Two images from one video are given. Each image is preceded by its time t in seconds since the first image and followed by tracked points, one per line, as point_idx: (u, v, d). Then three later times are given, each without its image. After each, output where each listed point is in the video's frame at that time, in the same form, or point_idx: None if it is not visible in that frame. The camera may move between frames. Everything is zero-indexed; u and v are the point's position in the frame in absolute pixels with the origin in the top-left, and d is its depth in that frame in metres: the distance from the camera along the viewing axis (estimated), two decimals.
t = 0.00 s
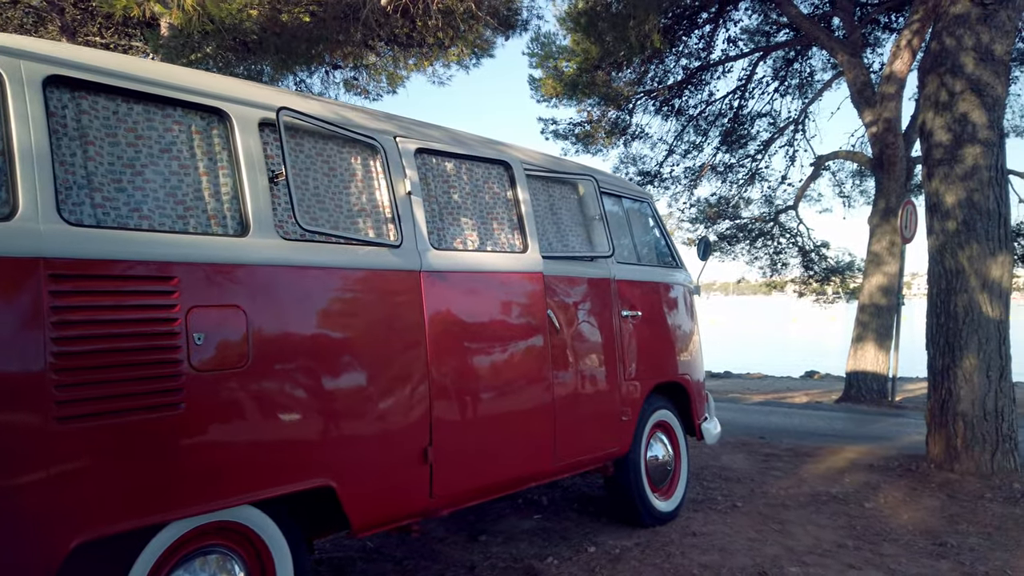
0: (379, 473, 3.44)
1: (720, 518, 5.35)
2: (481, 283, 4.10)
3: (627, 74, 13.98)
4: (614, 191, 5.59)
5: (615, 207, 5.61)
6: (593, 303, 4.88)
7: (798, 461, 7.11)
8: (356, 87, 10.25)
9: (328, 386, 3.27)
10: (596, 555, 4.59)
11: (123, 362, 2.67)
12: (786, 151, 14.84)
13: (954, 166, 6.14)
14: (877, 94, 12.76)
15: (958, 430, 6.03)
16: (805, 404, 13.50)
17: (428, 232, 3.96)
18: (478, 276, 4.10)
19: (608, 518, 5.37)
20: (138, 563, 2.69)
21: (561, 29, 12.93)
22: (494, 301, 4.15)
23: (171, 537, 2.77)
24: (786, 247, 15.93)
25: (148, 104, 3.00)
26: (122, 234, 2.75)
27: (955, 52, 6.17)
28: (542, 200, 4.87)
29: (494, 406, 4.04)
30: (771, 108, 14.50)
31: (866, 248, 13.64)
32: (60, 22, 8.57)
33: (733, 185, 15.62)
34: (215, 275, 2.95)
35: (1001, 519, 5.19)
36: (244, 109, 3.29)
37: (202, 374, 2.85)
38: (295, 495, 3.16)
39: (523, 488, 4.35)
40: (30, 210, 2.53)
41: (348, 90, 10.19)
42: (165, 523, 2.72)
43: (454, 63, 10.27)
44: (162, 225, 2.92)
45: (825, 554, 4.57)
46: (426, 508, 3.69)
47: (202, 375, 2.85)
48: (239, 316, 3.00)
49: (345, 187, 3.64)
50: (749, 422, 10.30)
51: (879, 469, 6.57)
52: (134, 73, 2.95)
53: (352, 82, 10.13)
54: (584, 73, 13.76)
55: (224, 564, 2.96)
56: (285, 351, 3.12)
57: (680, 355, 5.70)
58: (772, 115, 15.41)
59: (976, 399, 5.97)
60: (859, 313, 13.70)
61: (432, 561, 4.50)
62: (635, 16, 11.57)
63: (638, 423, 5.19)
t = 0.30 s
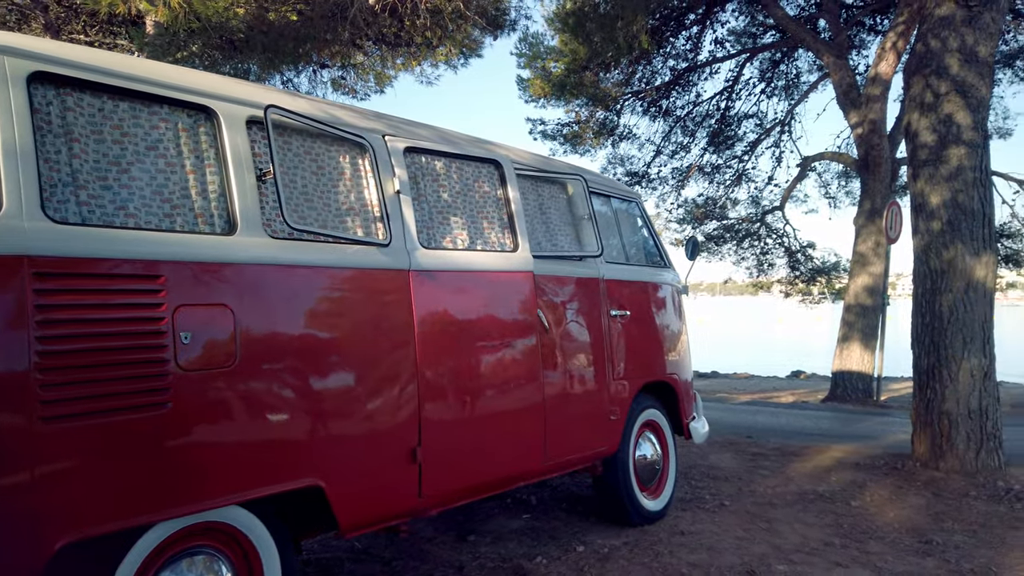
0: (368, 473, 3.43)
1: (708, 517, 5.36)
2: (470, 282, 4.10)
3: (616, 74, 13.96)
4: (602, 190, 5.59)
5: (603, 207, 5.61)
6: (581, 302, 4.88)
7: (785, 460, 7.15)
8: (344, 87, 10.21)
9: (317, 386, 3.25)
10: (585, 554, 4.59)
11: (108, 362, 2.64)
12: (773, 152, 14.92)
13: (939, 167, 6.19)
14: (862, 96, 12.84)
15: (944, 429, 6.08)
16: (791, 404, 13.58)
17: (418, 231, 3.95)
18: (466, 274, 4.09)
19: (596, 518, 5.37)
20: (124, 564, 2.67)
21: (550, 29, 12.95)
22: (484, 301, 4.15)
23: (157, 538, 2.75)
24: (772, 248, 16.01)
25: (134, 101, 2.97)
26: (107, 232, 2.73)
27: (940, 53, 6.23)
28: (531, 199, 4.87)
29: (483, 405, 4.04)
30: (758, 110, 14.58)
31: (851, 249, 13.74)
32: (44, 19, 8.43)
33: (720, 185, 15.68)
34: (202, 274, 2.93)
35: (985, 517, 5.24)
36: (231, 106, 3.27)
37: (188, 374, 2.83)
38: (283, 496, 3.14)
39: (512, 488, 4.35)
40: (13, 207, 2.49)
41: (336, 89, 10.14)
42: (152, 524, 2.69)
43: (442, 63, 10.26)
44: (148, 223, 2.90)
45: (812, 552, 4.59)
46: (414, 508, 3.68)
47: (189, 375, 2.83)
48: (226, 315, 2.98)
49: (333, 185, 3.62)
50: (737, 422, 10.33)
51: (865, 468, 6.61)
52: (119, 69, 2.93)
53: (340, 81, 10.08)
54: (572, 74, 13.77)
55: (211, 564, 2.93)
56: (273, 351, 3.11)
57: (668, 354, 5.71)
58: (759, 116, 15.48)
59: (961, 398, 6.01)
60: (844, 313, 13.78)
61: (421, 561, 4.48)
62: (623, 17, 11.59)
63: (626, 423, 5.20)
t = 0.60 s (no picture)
0: (359, 472, 3.42)
1: (698, 516, 5.37)
2: (461, 281, 4.09)
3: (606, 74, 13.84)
4: (593, 190, 5.60)
5: (594, 207, 5.62)
6: (572, 302, 4.88)
7: (774, 459, 7.18)
8: (334, 87, 10.17)
9: (307, 386, 3.24)
10: (576, 554, 4.59)
11: (95, 363, 2.62)
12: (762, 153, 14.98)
13: (927, 167, 6.24)
14: (850, 97, 12.90)
15: (931, 428, 6.11)
16: (780, 403, 13.63)
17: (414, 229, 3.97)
18: (459, 274, 4.09)
19: (587, 518, 5.37)
20: (111, 567, 2.64)
21: (539, 30, 12.96)
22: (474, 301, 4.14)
23: (145, 540, 2.72)
24: (761, 248, 16.08)
25: (121, 99, 2.94)
26: (96, 230, 2.70)
27: (927, 55, 6.28)
28: (522, 199, 4.86)
29: (474, 406, 4.03)
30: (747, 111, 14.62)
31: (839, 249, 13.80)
32: (29, 17, 8.33)
33: (709, 186, 15.72)
34: (191, 274, 2.91)
35: (972, 515, 5.27)
36: (220, 104, 3.25)
37: (177, 375, 2.81)
38: (272, 496, 3.12)
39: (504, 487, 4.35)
40: None
41: (325, 89, 10.10)
42: (139, 526, 2.67)
43: (432, 63, 10.26)
44: (136, 222, 2.87)
45: (802, 551, 4.61)
46: (403, 509, 3.66)
47: (177, 375, 2.81)
48: (215, 315, 2.96)
49: (324, 184, 3.61)
50: (726, 421, 10.36)
51: (854, 467, 6.65)
52: (108, 67, 2.90)
53: (329, 80, 10.03)
54: (562, 74, 13.76)
55: (201, 567, 2.91)
56: (262, 350, 3.09)
57: (658, 354, 5.72)
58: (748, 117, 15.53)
59: (948, 397, 6.05)
60: (832, 313, 13.84)
61: (411, 562, 4.47)
62: (613, 17, 11.58)
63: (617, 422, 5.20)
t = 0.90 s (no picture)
0: (349, 472, 3.41)
1: (688, 515, 5.38)
2: (455, 279, 4.07)
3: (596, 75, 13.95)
4: (583, 189, 5.60)
5: (585, 206, 5.62)
6: (564, 301, 4.86)
7: (763, 458, 7.20)
8: (323, 86, 10.14)
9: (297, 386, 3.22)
10: (566, 553, 4.58)
11: (82, 361, 2.60)
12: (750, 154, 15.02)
13: (915, 167, 6.28)
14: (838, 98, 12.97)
15: (919, 426, 6.15)
16: (768, 403, 13.68)
17: (410, 227, 3.99)
18: (456, 271, 4.10)
19: (577, 517, 5.36)
20: (98, 568, 2.61)
21: (529, 29, 12.96)
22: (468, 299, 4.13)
23: (132, 541, 2.70)
24: (750, 248, 16.14)
25: (109, 95, 2.92)
26: (83, 228, 2.68)
27: (915, 56, 6.32)
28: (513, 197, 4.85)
29: (466, 406, 4.01)
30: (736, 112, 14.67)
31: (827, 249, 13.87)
32: (15, 14, 8.27)
33: (699, 186, 15.77)
34: (179, 272, 2.89)
35: (959, 512, 5.31)
36: (209, 101, 3.23)
37: (165, 374, 2.79)
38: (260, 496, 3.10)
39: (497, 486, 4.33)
40: None
41: (314, 88, 10.06)
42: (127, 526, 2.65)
43: (422, 62, 10.27)
44: (123, 220, 2.85)
45: (791, 549, 4.63)
46: (393, 509, 3.65)
47: (165, 374, 2.79)
48: (203, 313, 2.93)
49: (314, 182, 3.59)
50: (715, 420, 10.38)
51: (843, 465, 6.68)
52: (95, 63, 2.88)
53: (319, 79, 9.99)
54: (552, 74, 13.77)
55: (189, 567, 2.88)
56: (251, 350, 3.07)
57: (648, 353, 5.73)
58: (737, 118, 15.57)
59: (936, 396, 6.09)
60: (821, 313, 13.91)
61: (401, 562, 4.45)
62: (603, 17, 11.59)
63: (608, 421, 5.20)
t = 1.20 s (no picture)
0: (338, 472, 3.39)
1: (678, 514, 5.39)
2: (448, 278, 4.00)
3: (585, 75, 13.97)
4: (574, 189, 5.58)
5: (575, 205, 5.61)
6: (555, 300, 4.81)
7: (753, 457, 7.22)
8: (313, 85, 10.11)
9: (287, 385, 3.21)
10: (557, 553, 4.58)
11: (68, 359, 2.58)
12: (739, 154, 15.08)
13: (903, 168, 6.31)
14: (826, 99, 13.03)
15: (906, 425, 6.18)
16: (757, 402, 13.75)
17: (404, 224, 3.97)
18: (459, 266, 4.07)
19: (567, 517, 5.36)
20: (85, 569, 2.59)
21: (520, 29, 12.97)
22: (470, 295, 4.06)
23: (120, 542, 2.67)
24: (739, 248, 16.20)
25: (96, 92, 2.89)
26: (69, 226, 2.65)
27: (903, 56, 6.36)
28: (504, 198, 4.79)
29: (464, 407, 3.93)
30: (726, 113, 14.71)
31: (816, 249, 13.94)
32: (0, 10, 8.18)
33: (688, 186, 15.81)
34: (167, 271, 2.87)
35: (947, 511, 5.35)
36: (197, 99, 3.20)
37: (153, 374, 2.76)
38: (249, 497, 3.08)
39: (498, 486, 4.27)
40: None
41: (304, 87, 10.02)
42: (116, 527, 2.63)
43: (413, 62, 10.26)
44: (110, 218, 2.83)
45: (781, 548, 4.64)
46: (384, 509, 3.64)
47: (153, 374, 2.76)
48: (192, 311, 2.91)
49: (303, 181, 3.58)
50: (705, 420, 10.41)
51: (831, 464, 6.72)
52: (82, 59, 2.85)
53: (308, 78, 9.95)
54: (542, 74, 13.77)
55: (176, 569, 2.86)
56: (240, 350, 3.05)
57: (639, 353, 5.73)
58: (726, 119, 15.61)
59: (923, 395, 6.13)
60: (809, 313, 13.97)
61: (391, 562, 4.43)
62: (593, 17, 11.61)
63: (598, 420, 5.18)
